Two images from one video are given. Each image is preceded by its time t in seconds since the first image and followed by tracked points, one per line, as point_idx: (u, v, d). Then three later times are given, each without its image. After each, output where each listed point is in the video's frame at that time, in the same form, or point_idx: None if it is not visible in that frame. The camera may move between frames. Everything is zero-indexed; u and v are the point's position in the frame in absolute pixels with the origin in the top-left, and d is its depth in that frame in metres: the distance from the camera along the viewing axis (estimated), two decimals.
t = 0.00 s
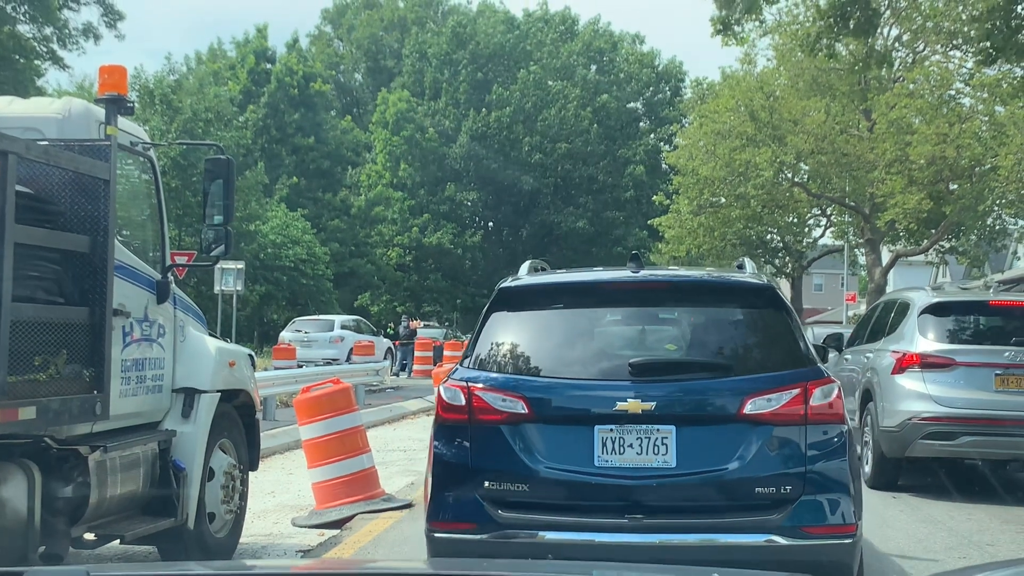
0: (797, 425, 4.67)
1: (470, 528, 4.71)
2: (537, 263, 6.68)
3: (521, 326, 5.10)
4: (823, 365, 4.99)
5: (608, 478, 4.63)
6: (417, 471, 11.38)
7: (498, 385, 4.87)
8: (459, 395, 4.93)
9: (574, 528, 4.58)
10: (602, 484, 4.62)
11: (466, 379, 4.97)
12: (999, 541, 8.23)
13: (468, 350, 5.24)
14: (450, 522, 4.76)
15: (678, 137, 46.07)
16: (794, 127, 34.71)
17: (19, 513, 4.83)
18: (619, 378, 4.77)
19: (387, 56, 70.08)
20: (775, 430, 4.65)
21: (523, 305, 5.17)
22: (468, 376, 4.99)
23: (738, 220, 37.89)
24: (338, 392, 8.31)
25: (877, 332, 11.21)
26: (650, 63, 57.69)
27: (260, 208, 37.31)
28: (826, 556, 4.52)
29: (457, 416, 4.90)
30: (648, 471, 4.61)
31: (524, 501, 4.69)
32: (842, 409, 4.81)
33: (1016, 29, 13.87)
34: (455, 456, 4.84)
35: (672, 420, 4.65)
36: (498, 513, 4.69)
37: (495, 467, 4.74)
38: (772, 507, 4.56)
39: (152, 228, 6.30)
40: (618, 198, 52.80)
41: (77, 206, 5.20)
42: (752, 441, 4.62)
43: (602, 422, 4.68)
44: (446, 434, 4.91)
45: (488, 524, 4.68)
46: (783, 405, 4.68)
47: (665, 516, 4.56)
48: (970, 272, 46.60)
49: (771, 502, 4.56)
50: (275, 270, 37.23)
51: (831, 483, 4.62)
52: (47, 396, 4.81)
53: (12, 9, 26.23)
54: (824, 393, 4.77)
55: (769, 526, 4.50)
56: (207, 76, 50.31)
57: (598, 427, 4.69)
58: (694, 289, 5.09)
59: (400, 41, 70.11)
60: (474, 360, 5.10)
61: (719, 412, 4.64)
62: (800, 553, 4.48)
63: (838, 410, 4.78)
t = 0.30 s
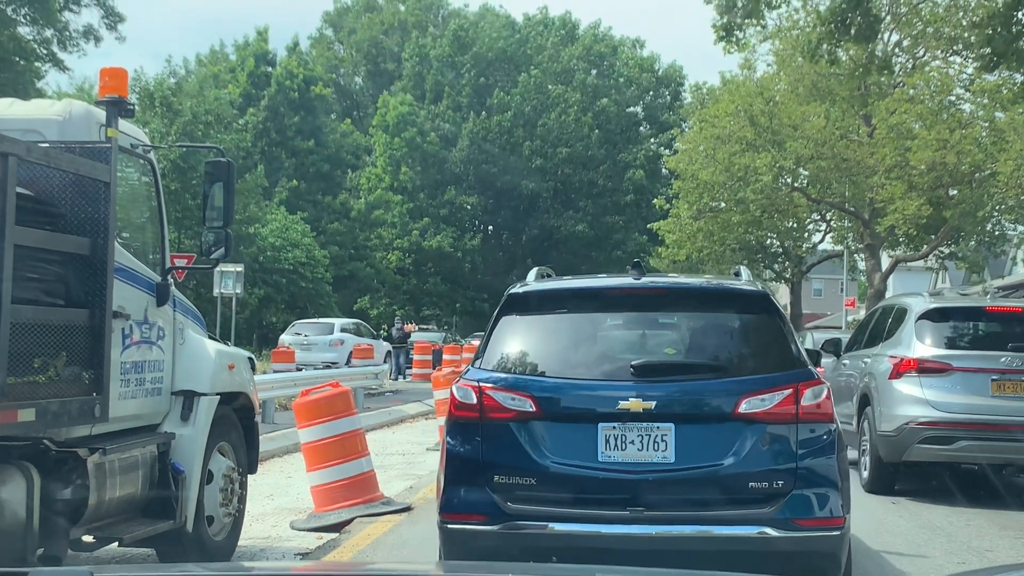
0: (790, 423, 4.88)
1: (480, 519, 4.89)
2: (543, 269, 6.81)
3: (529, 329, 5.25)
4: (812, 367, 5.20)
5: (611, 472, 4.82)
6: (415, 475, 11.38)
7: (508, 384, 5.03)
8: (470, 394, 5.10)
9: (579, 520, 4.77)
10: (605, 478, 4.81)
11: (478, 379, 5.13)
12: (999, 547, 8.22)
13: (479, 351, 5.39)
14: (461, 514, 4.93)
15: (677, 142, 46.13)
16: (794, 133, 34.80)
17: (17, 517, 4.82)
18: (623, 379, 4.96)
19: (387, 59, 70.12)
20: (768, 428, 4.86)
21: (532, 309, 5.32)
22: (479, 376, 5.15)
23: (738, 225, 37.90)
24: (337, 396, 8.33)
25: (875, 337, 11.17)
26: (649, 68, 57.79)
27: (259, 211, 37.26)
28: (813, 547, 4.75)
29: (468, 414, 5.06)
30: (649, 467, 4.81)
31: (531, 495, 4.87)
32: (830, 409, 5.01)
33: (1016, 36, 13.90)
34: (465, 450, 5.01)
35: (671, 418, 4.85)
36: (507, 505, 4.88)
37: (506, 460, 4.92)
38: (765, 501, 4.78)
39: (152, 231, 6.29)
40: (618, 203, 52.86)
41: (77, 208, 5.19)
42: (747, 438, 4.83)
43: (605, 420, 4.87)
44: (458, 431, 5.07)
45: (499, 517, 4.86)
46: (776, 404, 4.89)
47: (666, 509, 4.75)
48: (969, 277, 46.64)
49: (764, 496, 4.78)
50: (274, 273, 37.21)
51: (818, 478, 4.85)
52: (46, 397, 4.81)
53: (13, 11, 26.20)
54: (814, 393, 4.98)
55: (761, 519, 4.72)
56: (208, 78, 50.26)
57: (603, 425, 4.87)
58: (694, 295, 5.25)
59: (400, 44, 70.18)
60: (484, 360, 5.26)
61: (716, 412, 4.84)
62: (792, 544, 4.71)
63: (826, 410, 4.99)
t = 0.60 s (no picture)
0: (780, 419, 5.21)
1: (487, 508, 5.22)
2: (547, 276, 7.15)
3: (534, 332, 5.58)
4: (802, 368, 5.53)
5: (610, 465, 5.14)
6: (413, 476, 11.37)
7: (515, 382, 5.37)
8: (479, 391, 5.44)
9: (581, 510, 5.09)
10: (607, 470, 5.13)
11: (486, 378, 5.47)
12: (996, 550, 8.21)
13: (488, 352, 5.73)
14: (469, 504, 5.27)
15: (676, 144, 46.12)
16: (792, 135, 34.79)
17: (12, 517, 4.79)
18: (623, 377, 5.28)
19: (386, 60, 70.10)
20: (759, 424, 5.18)
21: (538, 312, 5.64)
22: (487, 375, 5.49)
23: (736, 227, 37.88)
24: (336, 396, 8.32)
25: (873, 339, 11.16)
26: (648, 69, 57.91)
27: (257, 211, 37.18)
28: (802, 537, 5.07)
29: (476, 411, 5.40)
30: (648, 461, 5.14)
31: (536, 486, 5.20)
32: (818, 408, 5.34)
33: (1016, 39, 13.89)
34: (473, 445, 5.35)
35: (668, 415, 5.18)
36: (513, 496, 5.20)
37: (511, 454, 5.25)
38: (757, 493, 5.10)
39: (150, 231, 6.28)
40: (616, 205, 52.90)
41: (74, 206, 5.18)
42: (740, 433, 5.16)
43: (607, 417, 5.20)
44: (468, 426, 5.41)
45: (506, 506, 5.19)
46: (766, 402, 5.21)
47: (663, 499, 5.08)
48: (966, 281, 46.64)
49: (755, 488, 5.11)
50: (272, 273, 37.18)
51: (806, 472, 5.16)
52: (43, 397, 4.80)
53: (11, 10, 26.15)
54: (802, 392, 5.30)
55: (752, 510, 5.05)
56: (206, 79, 50.11)
57: (604, 421, 5.20)
58: (692, 299, 5.55)
59: (399, 45, 70.16)
60: (492, 361, 5.60)
61: (710, 410, 5.16)
62: (780, 534, 5.03)
63: (815, 409, 5.32)
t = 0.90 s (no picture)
0: (769, 412, 5.53)
1: (493, 497, 5.53)
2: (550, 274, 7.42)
3: (538, 330, 5.90)
4: (790, 364, 5.86)
5: (610, 455, 5.47)
6: (411, 474, 11.38)
7: (519, 377, 5.68)
8: (485, 386, 5.76)
9: (582, 497, 5.42)
10: (607, 460, 5.45)
11: (491, 373, 5.79)
12: (993, 548, 8.21)
13: (493, 350, 6.05)
14: (475, 493, 5.58)
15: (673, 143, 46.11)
16: (789, 133, 34.70)
17: (7, 516, 4.78)
18: (621, 373, 5.60)
19: (383, 59, 69.95)
20: (750, 417, 5.50)
21: (541, 311, 5.96)
22: (493, 370, 5.80)
23: (732, 226, 37.89)
24: (332, 395, 8.29)
25: (870, 337, 11.15)
26: (645, 68, 58.01)
27: (255, 210, 37.10)
28: (791, 522, 5.39)
29: (482, 405, 5.72)
30: (645, 450, 5.46)
31: (540, 476, 5.52)
32: (806, 402, 5.67)
33: (1013, 36, 13.88)
34: (480, 437, 5.65)
35: (664, 408, 5.50)
36: (518, 485, 5.51)
37: (516, 445, 5.57)
38: (747, 481, 5.44)
39: (146, 230, 6.26)
40: (613, 203, 52.94)
41: (69, 204, 5.17)
42: (732, 425, 5.49)
43: (606, 409, 5.52)
44: (474, 419, 5.71)
45: (510, 495, 5.49)
46: (756, 396, 5.54)
47: (659, 487, 5.41)
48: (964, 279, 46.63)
49: (746, 477, 5.44)
50: (269, 273, 37.13)
51: (793, 462, 5.49)
52: (38, 396, 4.78)
53: (7, 9, 26.05)
54: (791, 386, 5.64)
55: (742, 496, 5.38)
56: (203, 77, 49.95)
57: (604, 413, 5.52)
58: (687, 299, 5.87)
59: (397, 43, 70.04)
60: (497, 357, 5.92)
61: (703, 403, 5.49)
62: (769, 519, 5.35)
63: (803, 402, 5.65)
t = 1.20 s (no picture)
0: (762, 408, 5.81)
1: (500, 491, 5.79)
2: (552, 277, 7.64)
3: (542, 330, 6.16)
4: (782, 362, 6.13)
5: (612, 450, 5.74)
6: (409, 475, 11.34)
7: (525, 375, 5.94)
8: (492, 384, 6.01)
9: (586, 490, 5.69)
10: (608, 455, 5.73)
11: (498, 372, 6.04)
12: (994, 548, 8.17)
13: (499, 350, 6.30)
14: (483, 486, 5.85)
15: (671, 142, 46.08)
16: (787, 133, 34.66)
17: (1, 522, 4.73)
18: (622, 371, 5.86)
19: (381, 59, 69.77)
20: (744, 413, 5.78)
21: (545, 313, 6.22)
22: (499, 369, 6.06)
23: (731, 225, 37.84)
24: (330, 397, 8.23)
25: (869, 336, 11.12)
26: (642, 68, 58.14)
27: (252, 212, 37.01)
28: (784, 514, 5.67)
29: (489, 402, 5.97)
30: (644, 445, 5.74)
31: (546, 469, 5.79)
32: (797, 398, 5.95)
33: (1011, 34, 13.85)
34: (487, 432, 5.92)
35: (663, 404, 5.77)
36: (525, 479, 5.78)
37: (521, 440, 5.83)
38: (742, 474, 5.72)
39: (140, 231, 6.22)
40: (611, 203, 52.97)
41: (62, 206, 5.12)
42: (727, 421, 5.77)
43: (608, 406, 5.78)
44: (482, 416, 5.98)
45: (517, 488, 5.76)
46: (749, 394, 5.81)
47: (659, 480, 5.69)
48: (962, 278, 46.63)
49: (742, 469, 5.72)
50: (267, 274, 37.05)
51: (785, 455, 5.77)
52: (31, 400, 4.75)
53: (3, 11, 25.94)
54: (783, 383, 5.91)
55: (738, 489, 5.66)
56: (200, 78, 49.76)
57: (606, 410, 5.79)
58: (684, 300, 6.15)
59: (394, 44, 69.88)
60: (503, 356, 6.18)
61: (700, 400, 5.76)
62: (763, 511, 5.63)
63: (795, 399, 5.93)
